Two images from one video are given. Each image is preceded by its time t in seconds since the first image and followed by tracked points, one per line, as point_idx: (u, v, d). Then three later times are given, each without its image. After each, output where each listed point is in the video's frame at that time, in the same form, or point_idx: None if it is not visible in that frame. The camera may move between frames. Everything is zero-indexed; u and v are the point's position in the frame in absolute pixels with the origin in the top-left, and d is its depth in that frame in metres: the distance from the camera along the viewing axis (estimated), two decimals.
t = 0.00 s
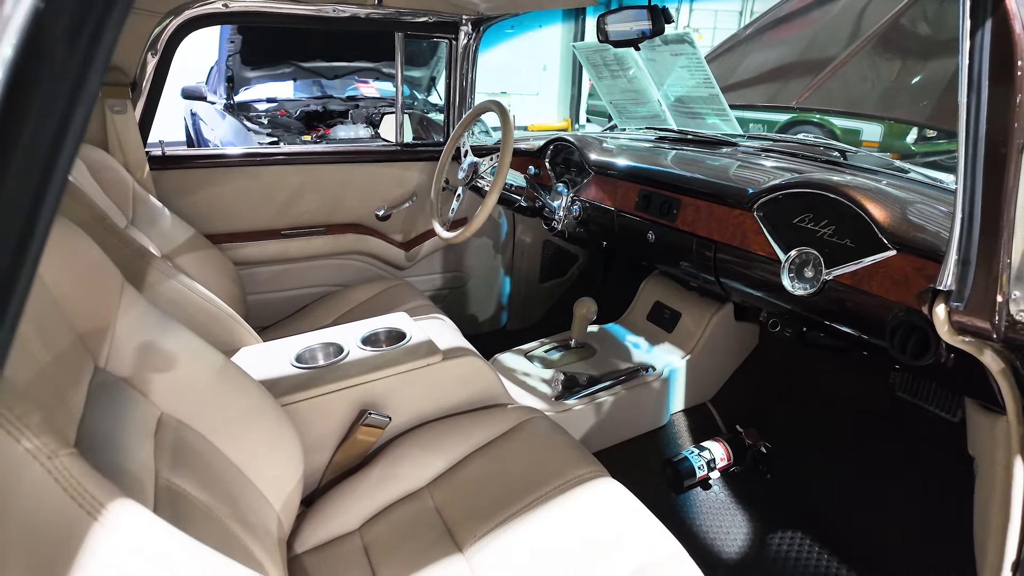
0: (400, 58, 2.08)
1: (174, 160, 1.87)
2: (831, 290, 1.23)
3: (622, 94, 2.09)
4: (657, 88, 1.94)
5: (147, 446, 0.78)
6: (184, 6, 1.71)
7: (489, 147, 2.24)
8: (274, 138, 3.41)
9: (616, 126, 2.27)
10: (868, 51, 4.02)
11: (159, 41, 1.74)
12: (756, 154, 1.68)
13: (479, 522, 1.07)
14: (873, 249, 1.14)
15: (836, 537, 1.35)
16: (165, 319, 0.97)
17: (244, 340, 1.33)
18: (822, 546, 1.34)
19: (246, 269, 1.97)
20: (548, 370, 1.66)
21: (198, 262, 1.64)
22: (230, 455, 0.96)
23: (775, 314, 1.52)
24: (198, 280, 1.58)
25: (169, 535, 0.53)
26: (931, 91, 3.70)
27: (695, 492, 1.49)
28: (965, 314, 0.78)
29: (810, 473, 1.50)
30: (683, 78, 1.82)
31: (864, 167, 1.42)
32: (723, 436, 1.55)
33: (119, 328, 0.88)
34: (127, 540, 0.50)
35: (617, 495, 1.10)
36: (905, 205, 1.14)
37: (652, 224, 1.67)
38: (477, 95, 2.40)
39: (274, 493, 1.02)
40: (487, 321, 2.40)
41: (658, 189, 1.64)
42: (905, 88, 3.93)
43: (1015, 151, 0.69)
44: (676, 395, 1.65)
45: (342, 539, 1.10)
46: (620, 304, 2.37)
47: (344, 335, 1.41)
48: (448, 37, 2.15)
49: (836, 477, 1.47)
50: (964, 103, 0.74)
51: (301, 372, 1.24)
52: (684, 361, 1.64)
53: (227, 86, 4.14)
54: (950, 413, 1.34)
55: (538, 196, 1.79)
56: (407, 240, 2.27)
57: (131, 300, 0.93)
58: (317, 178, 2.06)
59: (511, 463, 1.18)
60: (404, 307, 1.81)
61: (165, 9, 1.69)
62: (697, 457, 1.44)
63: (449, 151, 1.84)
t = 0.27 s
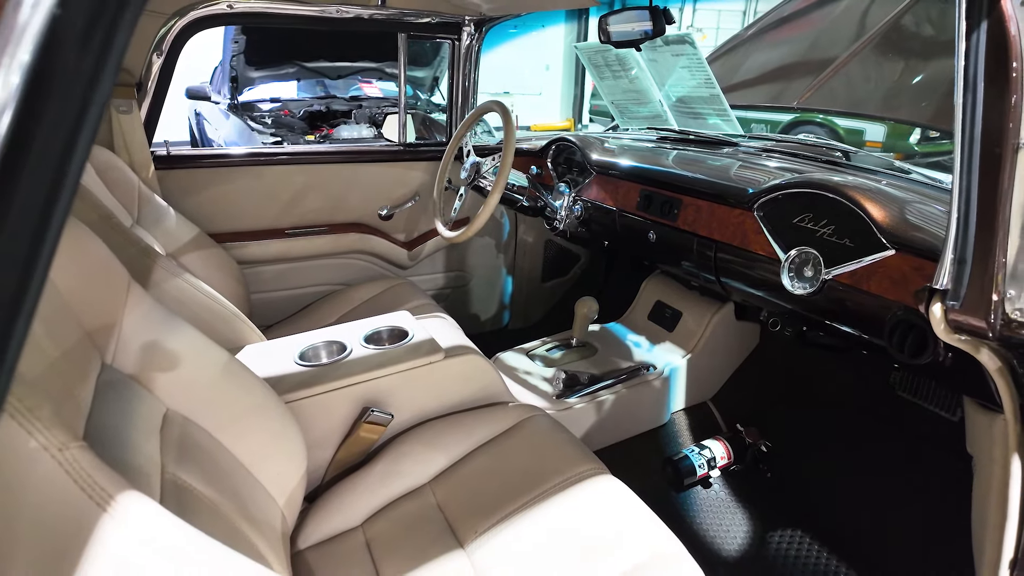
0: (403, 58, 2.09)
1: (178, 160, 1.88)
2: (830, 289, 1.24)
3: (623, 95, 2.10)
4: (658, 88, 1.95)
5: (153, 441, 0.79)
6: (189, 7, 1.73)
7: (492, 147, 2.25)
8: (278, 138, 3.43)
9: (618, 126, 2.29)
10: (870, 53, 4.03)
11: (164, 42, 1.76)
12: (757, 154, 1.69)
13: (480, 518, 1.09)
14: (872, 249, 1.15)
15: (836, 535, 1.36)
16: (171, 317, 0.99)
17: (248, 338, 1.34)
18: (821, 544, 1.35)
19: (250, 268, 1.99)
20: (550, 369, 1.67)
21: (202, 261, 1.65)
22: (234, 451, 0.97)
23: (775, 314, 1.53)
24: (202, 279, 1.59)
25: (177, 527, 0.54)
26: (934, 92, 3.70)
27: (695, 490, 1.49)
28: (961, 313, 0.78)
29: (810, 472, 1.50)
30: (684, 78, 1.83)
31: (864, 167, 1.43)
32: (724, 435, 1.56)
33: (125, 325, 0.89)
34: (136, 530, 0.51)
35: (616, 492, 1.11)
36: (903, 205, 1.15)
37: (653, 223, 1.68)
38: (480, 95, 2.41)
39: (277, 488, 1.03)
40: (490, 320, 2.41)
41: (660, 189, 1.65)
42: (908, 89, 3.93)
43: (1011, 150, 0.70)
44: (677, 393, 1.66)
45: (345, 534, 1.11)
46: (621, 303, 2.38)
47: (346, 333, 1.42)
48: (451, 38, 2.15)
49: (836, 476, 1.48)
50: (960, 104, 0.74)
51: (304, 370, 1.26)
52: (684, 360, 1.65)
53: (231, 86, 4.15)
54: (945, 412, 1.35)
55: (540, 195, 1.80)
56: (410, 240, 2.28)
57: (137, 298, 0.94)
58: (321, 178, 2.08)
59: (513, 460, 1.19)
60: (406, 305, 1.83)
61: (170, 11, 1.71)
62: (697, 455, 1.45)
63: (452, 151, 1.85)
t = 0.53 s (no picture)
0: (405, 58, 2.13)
1: (183, 160, 1.90)
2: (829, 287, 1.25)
3: (625, 95, 2.11)
4: (659, 88, 1.96)
5: (160, 436, 0.80)
6: (193, 8, 1.74)
7: (494, 146, 2.26)
8: (281, 138, 3.45)
9: (620, 126, 2.30)
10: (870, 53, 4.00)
11: (169, 42, 1.77)
12: (758, 154, 1.69)
13: (481, 514, 1.10)
14: (870, 248, 1.15)
15: (834, 533, 1.37)
16: (176, 314, 1.00)
17: (252, 336, 1.36)
18: (820, 542, 1.35)
19: (253, 267, 2.01)
20: (551, 367, 1.68)
21: (206, 260, 1.66)
22: (238, 447, 0.98)
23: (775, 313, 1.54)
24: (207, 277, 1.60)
25: (184, 517, 0.55)
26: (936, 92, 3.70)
27: (696, 488, 1.50)
28: (956, 310, 0.79)
29: (809, 471, 1.51)
30: (685, 79, 1.83)
31: (864, 167, 1.44)
32: (724, 433, 1.57)
33: (131, 322, 0.91)
34: (144, 520, 0.52)
35: (616, 488, 1.12)
36: (901, 204, 1.16)
37: (654, 223, 1.69)
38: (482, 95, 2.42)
39: (280, 484, 1.04)
40: (492, 320, 2.42)
41: (661, 188, 1.66)
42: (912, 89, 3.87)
43: (1006, 150, 0.71)
44: (678, 392, 1.67)
45: (347, 529, 1.12)
46: (623, 303, 2.39)
47: (349, 331, 1.44)
48: (453, 39, 2.16)
49: (836, 474, 1.48)
50: (955, 105, 0.75)
51: (308, 367, 1.27)
52: (685, 359, 1.66)
53: (235, 86, 4.16)
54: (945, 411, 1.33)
55: (542, 195, 1.81)
56: (412, 239, 2.29)
57: (143, 295, 0.95)
58: (324, 178, 2.09)
59: (513, 457, 1.21)
60: (409, 304, 1.84)
61: (174, 12, 1.73)
62: (697, 453, 1.46)
63: (454, 151, 1.86)
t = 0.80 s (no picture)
0: (409, 59, 2.16)
1: (187, 160, 1.91)
2: (828, 287, 1.25)
3: (626, 95, 2.12)
4: (660, 89, 1.97)
5: (165, 432, 0.81)
6: (198, 10, 1.76)
7: (496, 147, 2.27)
8: (285, 138, 3.47)
9: (621, 127, 2.31)
10: (869, 55, 3.97)
11: (175, 43, 1.79)
12: (758, 154, 1.70)
13: (483, 511, 1.11)
14: (868, 248, 1.17)
15: (834, 531, 1.37)
16: (181, 312, 1.01)
17: (255, 335, 1.37)
18: (820, 540, 1.36)
19: (257, 267, 2.03)
20: (552, 366, 1.69)
21: (211, 259, 1.68)
22: (242, 444, 0.99)
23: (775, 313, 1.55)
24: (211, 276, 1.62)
25: (192, 512, 0.56)
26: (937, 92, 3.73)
27: (696, 487, 1.51)
28: (950, 310, 0.81)
29: (809, 470, 1.52)
30: (685, 80, 1.84)
31: (862, 167, 1.45)
32: (724, 432, 1.58)
33: (137, 320, 0.92)
34: (152, 513, 0.53)
35: (615, 485, 1.13)
36: (898, 204, 1.17)
37: (655, 223, 1.70)
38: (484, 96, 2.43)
39: (284, 480, 1.06)
40: (493, 319, 2.43)
41: (661, 189, 1.67)
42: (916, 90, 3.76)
43: (999, 151, 0.72)
44: (678, 391, 1.68)
45: (349, 526, 1.13)
46: (624, 303, 2.40)
47: (352, 330, 1.45)
48: (456, 40, 2.18)
49: (835, 472, 1.49)
50: (950, 107, 0.76)
51: (310, 366, 1.28)
52: (686, 358, 1.67)
53: (239, 87, 4.19)
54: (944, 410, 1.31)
55: (543, 195, 1.82)
56: (415, 239, 2.31)
57: (149, 294, 0.97)
58: (327, 178, 2.11)
59: (514, 454, 1.22)
60: (411, 303, 1.85)
61: (180, 13, 1.74)
62: (697, 452, 1.47)
63: (456, 151, 1.87)
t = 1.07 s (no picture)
0: (410, 60, 2.15)
1: (191, 159, 1.93)
2: (828, 286, 1.26)
3: (628, 95, 2.13)
4: (661, 89, 1.98)
5: (171, 426, 0.83)
6: (202, 10, 1.77)
7: (498, 147, 2.28)
8: (288, 138, 3.48)
9: (623, 126, 2.32)
10: (871, 55, 4.05)
11: (179, 43, 1.80)
12: (759, 154, 1.71)
13: (483, 507, 1.12)
14: (867, 248, 1.17)
15: (833, 529, 1.38)
16: (186, 309, 1.02)
17: (258, 333, 1.39)
18: (819, 538, 1.36)
19: (260, 266, 2.04)
20: (553, 365, 1.70)
21: (214, 258, 1.69)
22: (246, 440, 1.01)
23: (775, 311, 1.56)
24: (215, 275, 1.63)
25: (194, 504, 0.57)
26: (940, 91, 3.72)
27: (696, 485, 1.52)
28: (946, 308, 0.82)
29: (809, 468, 1.53)
30: (686, 80, 1.85)
31: (862, 167, 1.45)
32: (724, 430, 1.58)
33: (143, 317, 0.93)
34: (159, 504, 0.55)
35: (615, 482, 1.14)
36: (897, 204, 1.17)
37: (656, 222, 1.71)
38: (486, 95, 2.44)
39: (287, 476, 1.07)
40: (495, 318, 2.44)
41: (662, 188, 1.68)
42: (919, 90, 3.85)
43: (995, 151, 0.73)
44: (679, 389, 1.69)
45: (352, 522, 1.15)
46: (625, 302, 2.41)
47: (354, 328, 1.46)
48: (458, 40, 2.19)
49: (834, 470, 1.50)
50: (947, 106, 0.77)
51: (314, 363, 1.29)
52: (686, 357, 1.68)
53: (242, 87, 4.22)
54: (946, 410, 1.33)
55: (544, 195, 1.83)
56: (417, 238, 2.32)
57: (154, 291, 0.98)
58: (330, 177, 2.12)
59: (516, 451, 1.23)
60: (413, 302, 1.86)
61: (184, 14, 1.76)
62: (697, 450, 1.47)
63: (458, 151, 1.88)
